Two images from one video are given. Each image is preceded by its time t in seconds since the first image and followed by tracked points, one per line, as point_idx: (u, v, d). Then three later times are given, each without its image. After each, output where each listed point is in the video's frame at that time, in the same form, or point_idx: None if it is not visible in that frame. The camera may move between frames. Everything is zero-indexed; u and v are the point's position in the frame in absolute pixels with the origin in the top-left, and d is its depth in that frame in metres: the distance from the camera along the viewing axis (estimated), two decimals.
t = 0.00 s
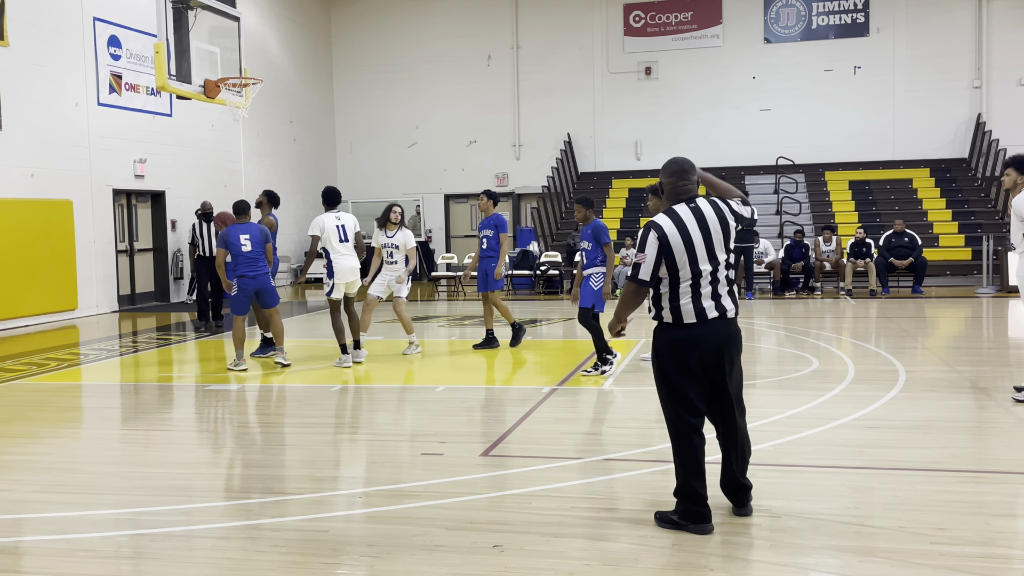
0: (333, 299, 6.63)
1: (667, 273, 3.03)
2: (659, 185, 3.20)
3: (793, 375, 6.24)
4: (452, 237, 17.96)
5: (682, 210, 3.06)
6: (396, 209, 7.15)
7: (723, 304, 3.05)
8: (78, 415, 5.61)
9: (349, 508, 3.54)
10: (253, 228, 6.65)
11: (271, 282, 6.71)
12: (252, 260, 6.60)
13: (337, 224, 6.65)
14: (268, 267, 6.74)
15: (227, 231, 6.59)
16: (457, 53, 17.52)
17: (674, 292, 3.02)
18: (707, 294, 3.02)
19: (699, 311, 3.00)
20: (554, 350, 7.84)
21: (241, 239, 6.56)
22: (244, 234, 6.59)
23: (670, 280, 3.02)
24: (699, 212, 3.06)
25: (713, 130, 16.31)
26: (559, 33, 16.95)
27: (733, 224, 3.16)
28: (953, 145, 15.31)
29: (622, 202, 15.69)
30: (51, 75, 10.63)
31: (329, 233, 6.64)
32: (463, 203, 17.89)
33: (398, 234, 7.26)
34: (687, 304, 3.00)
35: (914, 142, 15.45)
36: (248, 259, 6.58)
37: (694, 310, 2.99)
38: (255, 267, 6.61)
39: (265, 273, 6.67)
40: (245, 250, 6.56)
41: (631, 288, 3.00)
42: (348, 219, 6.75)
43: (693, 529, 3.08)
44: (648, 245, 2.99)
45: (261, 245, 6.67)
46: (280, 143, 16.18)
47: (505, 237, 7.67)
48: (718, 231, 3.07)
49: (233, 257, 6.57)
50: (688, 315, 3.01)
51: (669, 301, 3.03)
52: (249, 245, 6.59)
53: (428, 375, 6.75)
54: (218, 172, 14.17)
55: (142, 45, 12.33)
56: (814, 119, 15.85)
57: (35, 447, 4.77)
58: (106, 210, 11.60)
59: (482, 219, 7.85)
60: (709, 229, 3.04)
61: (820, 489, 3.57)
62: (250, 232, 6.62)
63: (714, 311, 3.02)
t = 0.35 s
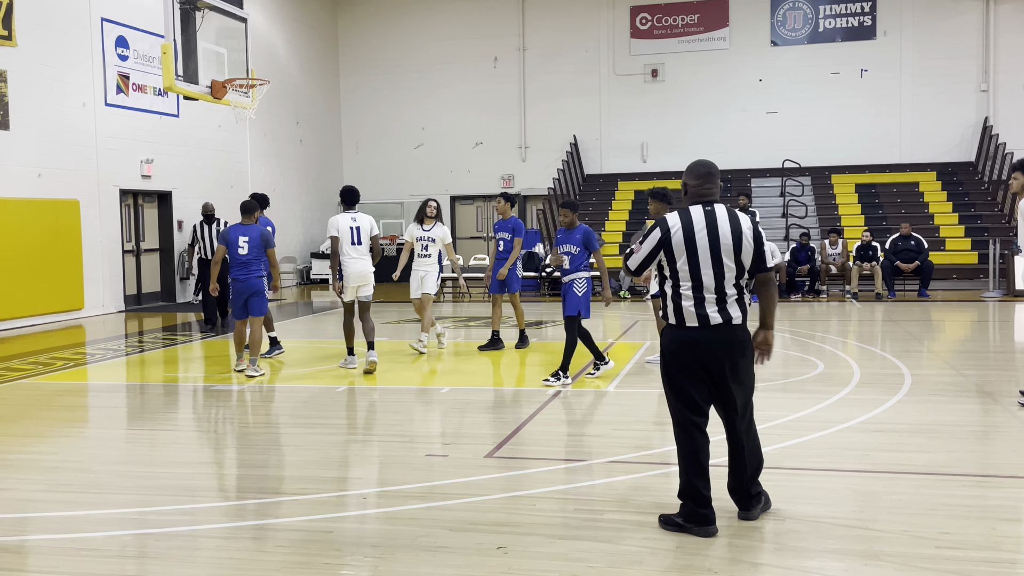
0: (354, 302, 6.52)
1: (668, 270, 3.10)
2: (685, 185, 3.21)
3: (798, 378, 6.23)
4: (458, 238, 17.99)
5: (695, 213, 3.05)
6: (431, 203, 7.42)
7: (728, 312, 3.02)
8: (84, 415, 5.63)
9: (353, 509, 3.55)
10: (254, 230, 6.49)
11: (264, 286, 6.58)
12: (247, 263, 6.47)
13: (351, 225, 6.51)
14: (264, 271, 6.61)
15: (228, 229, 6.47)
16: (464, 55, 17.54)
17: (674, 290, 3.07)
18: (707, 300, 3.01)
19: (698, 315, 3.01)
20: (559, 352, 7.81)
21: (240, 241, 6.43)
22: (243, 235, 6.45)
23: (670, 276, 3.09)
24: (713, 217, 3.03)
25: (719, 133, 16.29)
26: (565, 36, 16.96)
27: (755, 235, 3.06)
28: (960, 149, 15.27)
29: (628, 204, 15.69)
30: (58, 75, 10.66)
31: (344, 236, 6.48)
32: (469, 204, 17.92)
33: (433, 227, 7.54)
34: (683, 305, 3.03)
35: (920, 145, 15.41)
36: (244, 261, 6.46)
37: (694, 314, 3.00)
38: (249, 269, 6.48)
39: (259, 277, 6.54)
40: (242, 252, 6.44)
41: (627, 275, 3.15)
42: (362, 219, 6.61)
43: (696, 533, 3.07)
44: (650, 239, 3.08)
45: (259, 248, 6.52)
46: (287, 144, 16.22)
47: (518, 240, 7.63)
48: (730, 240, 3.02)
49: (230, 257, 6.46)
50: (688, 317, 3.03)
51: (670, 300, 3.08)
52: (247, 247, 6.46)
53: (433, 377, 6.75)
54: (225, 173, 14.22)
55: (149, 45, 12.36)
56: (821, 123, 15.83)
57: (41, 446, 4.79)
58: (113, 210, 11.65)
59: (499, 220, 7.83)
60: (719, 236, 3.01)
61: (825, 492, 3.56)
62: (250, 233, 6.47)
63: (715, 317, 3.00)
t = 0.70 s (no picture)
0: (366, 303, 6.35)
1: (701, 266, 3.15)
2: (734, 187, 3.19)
3: (803, 382, 6.21)
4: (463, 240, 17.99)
5: (733, 217, 3.05)
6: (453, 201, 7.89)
7: (752, 317, 3.00)
8: (89, 415, 5.65)
9: (357, 510, 3.55)
10: (245, 231, 6.35)
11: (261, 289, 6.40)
12: (242, 266, 6.34)
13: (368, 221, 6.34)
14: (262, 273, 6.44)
15: (224, 232, 6.42)
16: (470, 58, 17.57)
17: (702, 287, 3.12)
18: (730, 304, 3.01)
19: (719, 316, 3.02)
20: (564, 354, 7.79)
21: (233, 243, 6.34)
22: (236, 238, 6.34)
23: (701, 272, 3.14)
24: (749, 223, 3.02)
25: (725, 136, 16.28)
26: (571, 39, 16.98)
27: (792, 249, 3.00)
28: (967, 153, 15.24)
29: (634, 207, 15.67)
30: (66, 76, 10.71)
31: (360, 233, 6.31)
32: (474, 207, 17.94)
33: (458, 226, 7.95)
34: (706, 304, 3.06)
35: (927, 149, 15.39)
36: (238, 264, 6.35)
37: (716, 315, 3.02)
38: (244, 272, 6.35)
39: (256, 281, 6.39)
40: (236, 255, 6.32)
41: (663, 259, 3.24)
42: (382, 217, 6.42)
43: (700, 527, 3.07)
44: (686, 231, 3.14)
45: (253, 250, 6.35)
46: (293, 145, 16.25)
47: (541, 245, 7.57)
48: (761, 248, 2.99)
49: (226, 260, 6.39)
50: (711, 317, 3.04)
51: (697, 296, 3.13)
52: (241, 249, 6.34)
53: (437, 379, 6.73)
54: (231, 174, 14.25)
55: (156, 47, 12.40)
56: (826, 126, 15.81)
57: (46, 446, 4.80)
58: (119, 210, 11.68)
59: (516, 224, 7.71)
60: (751, 242, 3.00)
61: (830, 496, 3.55)
62: (243, 235, 6.34)
63: (736, 321, 3.00)
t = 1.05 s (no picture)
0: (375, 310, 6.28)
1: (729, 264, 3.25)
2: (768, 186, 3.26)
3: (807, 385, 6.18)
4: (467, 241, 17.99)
5: (759, 216, 3.14)
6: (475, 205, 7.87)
7: (768, 315, 3.08)
8: (93, 414, 5.65)
9: (360, 509, 3.55)
10: (232, 229, 6.21)
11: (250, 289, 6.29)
12: (230, 265, 6.25)
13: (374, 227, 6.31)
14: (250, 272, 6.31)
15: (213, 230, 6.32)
16: (475, 59, 17.58)
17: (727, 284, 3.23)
18: (748, 302, 3.11)
19: (737, 313, 3.13)
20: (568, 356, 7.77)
21: (220, 242, 6.24)
22: (224, 236, 6.23)
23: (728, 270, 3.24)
24: (774, 222, 3.10)
25: (730, 138, 16.26)
26: (576, 41, 16.99)
27: (816, 250, 3.03)
28: (973, 156, 15.21)
29: (638, 209, 15.65)
30: (73, 76, 10.75)
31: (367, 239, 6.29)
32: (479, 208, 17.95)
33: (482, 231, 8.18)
34: (727, 301, 3.17)
35: (933, 152, 15.36)
36: (227, 263, 6.25)
37: (733, 311, 3.14)
38: (233, 271, 6.26)
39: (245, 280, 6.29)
40: (224, 254, 6.23)
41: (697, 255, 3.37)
42: (388, 220, 6.37)
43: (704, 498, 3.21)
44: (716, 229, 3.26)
45: (240, 248, 6.22)
46: (298, 146, 16.27)
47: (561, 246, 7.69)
48: (783, 248, 3.06)
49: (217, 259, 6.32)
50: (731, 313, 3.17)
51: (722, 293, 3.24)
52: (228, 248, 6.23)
53: (442, 380, 6.71)
54: (236, 174, 14.28)
55: (162, 47, 12.42)
56: (831, 129, 15.79)
57: (50, 445, 4.81)
58: (125, 210, 11.71)
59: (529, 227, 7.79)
60: (773, 241, 3.07)
61: (834, 498, 3.54)
62: (230, 233, 6.22)
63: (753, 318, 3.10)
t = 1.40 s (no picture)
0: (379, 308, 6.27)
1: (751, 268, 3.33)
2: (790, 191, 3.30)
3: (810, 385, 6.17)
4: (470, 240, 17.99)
5: (773, 218, 3.20)
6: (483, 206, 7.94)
7: (776, 312, 3.13)
8: (97, 412, 5.66)
9: (363, 508, 3.55)
10: (232, 229, 6.29)
11: (245, 290, 6.22)
12: (229, 266, 6.26)
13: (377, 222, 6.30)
14: (248, 273, 6.27)
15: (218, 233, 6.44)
16: (478, 59, 17.58)
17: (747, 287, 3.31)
18: (760, 302, 3.19)
19: (751, 312, 3.23)
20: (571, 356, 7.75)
21: (221, 242, 6.33)
22: (225, 236, 6.31)
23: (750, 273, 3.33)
24: (785, 223, 3.15)
25: (733, 138, 16.24)
26: (580, 40, 16.99)
27: (824, 248, 3.03)
28: (977, 157, 15.19)
29: (642, 209, 15.63)
30: (77, 75, 10.77)
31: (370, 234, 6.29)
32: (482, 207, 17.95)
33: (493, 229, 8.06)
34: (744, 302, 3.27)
35: (937, 152, 15.33)
36: (226, 264, 6.28)
37: (747, 310, 3.23)
38: (231, 272, 6.25)
39: (241, 281, 6.23)
40: (223, 254, 6.29)
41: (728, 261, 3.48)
42: (393, 215, 6.35)
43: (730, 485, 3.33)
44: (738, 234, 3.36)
45: (237, 248, 6.23)
46: (302, 145, 16.30)
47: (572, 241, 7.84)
48: (789, 247, 3.10)
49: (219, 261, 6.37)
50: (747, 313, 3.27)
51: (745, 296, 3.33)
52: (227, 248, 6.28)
53: (444, 379, 6.71)
54: (240, 173, 14.30)
55: (166, 46, 12.46)
56: (835, 129, 15.76)
57: (54, 443, 4.82)
58: (129, 209, 11.73)
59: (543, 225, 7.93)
60: (782, 241, 3.12)
61: (837, 499, 3.53)
62: (230, 234, 6.30)
63: (762, 316, 3.17)
